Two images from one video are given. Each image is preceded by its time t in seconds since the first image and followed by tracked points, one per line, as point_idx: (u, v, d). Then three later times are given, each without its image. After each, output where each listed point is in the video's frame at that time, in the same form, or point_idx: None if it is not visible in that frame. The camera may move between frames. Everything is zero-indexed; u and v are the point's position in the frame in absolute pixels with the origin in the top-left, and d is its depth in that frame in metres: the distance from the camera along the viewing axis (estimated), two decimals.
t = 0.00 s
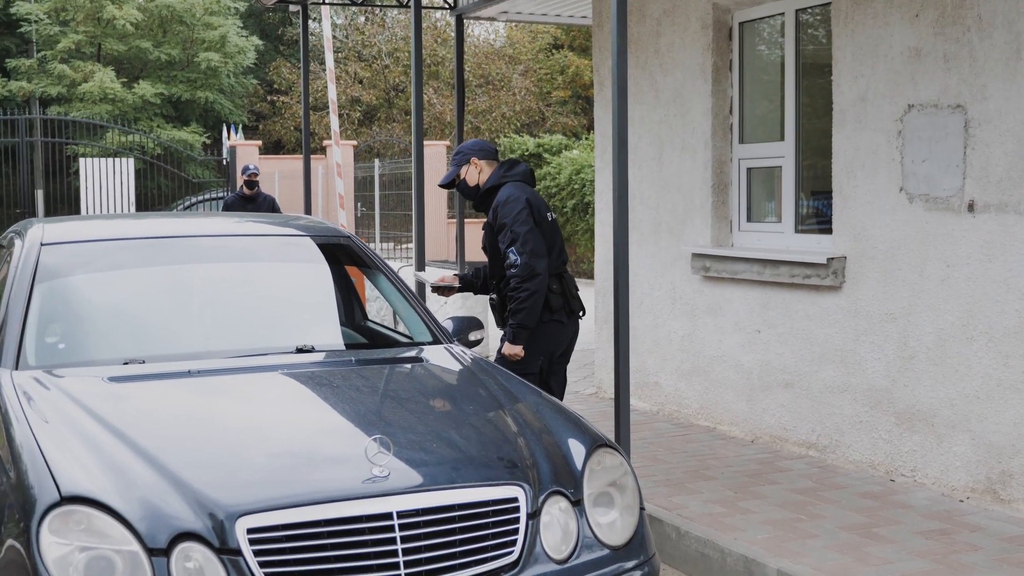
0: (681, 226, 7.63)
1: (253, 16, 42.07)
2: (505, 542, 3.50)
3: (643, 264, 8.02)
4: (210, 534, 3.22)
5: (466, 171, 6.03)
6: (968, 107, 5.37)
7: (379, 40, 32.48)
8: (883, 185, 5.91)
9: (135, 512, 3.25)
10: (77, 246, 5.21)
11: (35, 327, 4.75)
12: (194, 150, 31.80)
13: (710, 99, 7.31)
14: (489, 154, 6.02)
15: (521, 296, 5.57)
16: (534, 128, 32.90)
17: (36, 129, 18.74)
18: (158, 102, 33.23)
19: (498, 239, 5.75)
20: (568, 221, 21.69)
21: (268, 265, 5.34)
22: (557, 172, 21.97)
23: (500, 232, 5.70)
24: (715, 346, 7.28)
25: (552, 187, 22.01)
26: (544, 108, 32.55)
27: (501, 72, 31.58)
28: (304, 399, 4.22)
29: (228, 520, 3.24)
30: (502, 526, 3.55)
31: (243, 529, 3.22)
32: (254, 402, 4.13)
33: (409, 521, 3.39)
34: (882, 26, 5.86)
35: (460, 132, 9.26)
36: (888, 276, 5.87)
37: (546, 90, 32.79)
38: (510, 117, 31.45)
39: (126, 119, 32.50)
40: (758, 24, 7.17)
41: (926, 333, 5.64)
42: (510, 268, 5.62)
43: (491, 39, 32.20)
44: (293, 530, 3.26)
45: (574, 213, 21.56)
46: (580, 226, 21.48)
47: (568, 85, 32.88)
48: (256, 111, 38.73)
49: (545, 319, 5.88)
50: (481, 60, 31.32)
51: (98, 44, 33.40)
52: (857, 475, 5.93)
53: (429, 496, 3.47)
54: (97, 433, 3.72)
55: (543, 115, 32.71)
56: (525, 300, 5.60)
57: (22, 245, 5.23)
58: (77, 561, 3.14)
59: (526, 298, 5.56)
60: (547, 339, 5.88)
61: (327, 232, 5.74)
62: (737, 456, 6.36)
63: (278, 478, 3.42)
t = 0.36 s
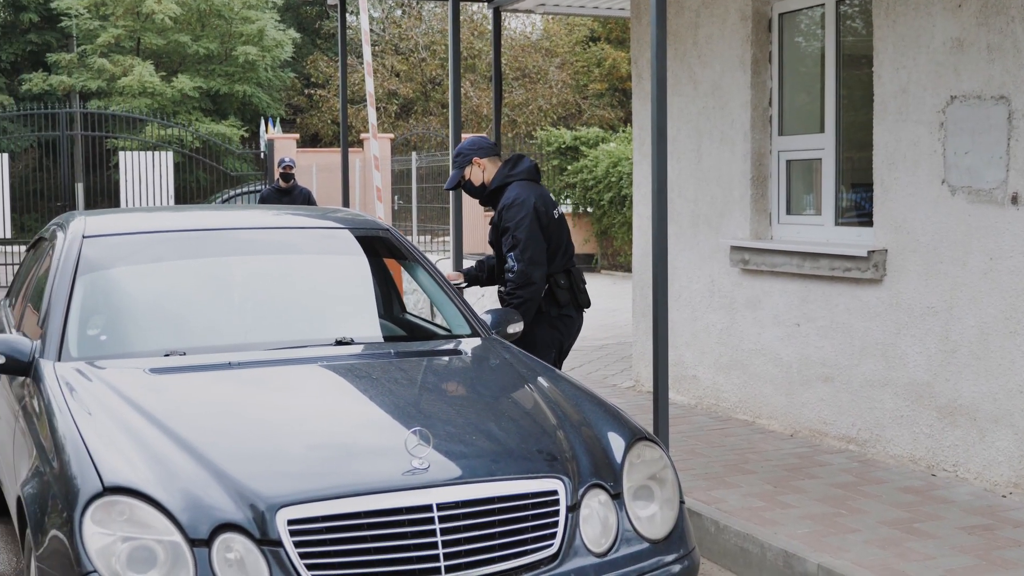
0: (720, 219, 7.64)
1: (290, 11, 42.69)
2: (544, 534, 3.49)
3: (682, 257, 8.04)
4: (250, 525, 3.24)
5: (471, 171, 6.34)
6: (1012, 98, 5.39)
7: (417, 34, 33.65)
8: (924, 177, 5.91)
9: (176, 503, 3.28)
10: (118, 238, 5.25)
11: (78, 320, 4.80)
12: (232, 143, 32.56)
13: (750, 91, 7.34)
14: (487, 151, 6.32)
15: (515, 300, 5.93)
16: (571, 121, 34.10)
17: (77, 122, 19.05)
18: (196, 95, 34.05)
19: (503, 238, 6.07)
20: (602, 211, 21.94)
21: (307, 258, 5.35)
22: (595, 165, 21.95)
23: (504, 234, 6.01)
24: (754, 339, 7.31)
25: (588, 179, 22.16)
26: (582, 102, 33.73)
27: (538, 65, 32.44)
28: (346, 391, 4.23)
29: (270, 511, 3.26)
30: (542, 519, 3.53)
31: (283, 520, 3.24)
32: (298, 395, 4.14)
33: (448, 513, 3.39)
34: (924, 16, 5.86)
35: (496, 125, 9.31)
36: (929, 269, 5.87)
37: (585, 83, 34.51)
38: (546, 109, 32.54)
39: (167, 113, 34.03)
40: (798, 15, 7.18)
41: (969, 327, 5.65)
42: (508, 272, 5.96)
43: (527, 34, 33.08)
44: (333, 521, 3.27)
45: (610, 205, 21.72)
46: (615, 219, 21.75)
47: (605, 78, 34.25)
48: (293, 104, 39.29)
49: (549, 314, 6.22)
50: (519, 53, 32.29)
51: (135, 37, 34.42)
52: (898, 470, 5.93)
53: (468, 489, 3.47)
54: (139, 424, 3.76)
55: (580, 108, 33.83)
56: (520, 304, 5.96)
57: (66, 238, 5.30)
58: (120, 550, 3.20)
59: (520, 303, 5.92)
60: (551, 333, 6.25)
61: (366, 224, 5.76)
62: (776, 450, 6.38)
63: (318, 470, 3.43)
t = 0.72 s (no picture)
0: (758, 216, 7.67)
1: (326, 7, 42.88)
2: (582, 531, 3.48)
3: (719, 255, 8.08)
4: (289, 519, 3.25)
5: (484, 173, 6.37)
6: None
7: (453, 30, 33.64)
8: (966, 174, 5.93)
9: (215, 497, 3.30)
10: (156, 234, 5.28)
11: (118, 314, 4.83)
12: (268, 139, 32.85)
13: (789, 88, 7.34)
14: (498, 152, 6.36)
15: (550, 283, 5.98)
16: (606, 117, 34.41)
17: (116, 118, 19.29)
18: (233, 92, 34.39)
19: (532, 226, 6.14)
20: (639, 208, 21.91)
21: (344, 254, 5.36)
22: (631, 162, 21.91)
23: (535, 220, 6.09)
24: (792, 337, 7.33)
25: (625, 175, 21.96)
26: (617, 98, 34.10)
27: (574, 62, 32.69)
28: (386, 386, 4.23)
29: (308, 506, 3.27)
30: (580, 515, 3.52)
31: (322, 515, 3.25)
32: (337, 389, 4.15)
33: (487, 509, 3.38)
34: (967, 12, 5.88)
35: (533, 121, 9.35)
36: (970, 267, 5.89)
37: (620, 80, 34.69)
38: (581, 106, 32.76)
39: (205, 109, 34.34)
40: (839, 11, 7.16)
41: (1011, 325, 5.67)
42: (541, 255, 6.02)
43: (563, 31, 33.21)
44: (371, 517, 3.27)
45: (646, 202, 21.66)
46: (651, 215, 21.63)
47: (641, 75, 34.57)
48: (328, 101, 39.57)
49: (576, 304, 6.28)
50: (555, 51, 32.51)
51: (172, 33, 34.77)
52: (938, 469, 5.95)
53: (506, 486, 3.46)
54: (177, 418, 3.78)
55: (615, 104, 34.21)
56: (553, 287, 6.01)
57: (106, 234, 5.35)
58: (159, 544, 3.23)
59: (554, 286, 5.97)
60: (584, 323, 6.32)
61: (404, 220, 5.78)
62: (815, 447, 6.40)
63: (356, 465, 3.44)
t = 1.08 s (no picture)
0: (788, 214, 7.67)
1: (355, 4, 43.01)
2: (611, 529, 3.46)
3: (748, 253, 8.09)
4: (319, 515, 3.25)
5: (491, 180, 6.32)
6: None
7: (481, 27, 33.89)
8: (999, 172, 5.91)
9: (246, 492, 3.31)
10: (186, 230, 5.31)
11: (149, 309, 4.86)
12: (298, 136, 33.08)
13: (819, 85, 7.32)
14: (504, 157, 6.31)
15: (584, 267, 6.04)
16: (635, 115, 34.49)
17: (147, 115, 19.44)
18: (262, 89, 34.62)
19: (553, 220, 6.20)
20: (668, 206, 21.87)
21: (373, 251, 5.37)
22: (659, 159, 21.85)
23: (556, 211, 6.16)
24: (821, 336, 7.32)
25: (653, 173, 21.96)
26: (646, 96, 34.13)
27: (602, 59, 32.87)
28: (417, 382, 4.24)
29: (338, 502, 3.27)
30: (609, 513, 3.50)
31: (352, 511, 3.25)
32: (369, 385, 4.17)
33: (516, 506, 3.37)
34: (1000, 10, 5.85)
35: (564, 118, 9.37)
36: (1002, 266, 5.88)
37: (648, 77, 34.68)
38: (610, 103, 32.84)
39: (234, 106, 34.57)
40: (870, 8, 7.13)
41: None
42: (570, 243, 6.07)
43: (591, 28, 33.49)
44: (400, 513, 3.27)
45: (674, 200, 21.63)
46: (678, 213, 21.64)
47: (670, 72, 34.61)
48: (358, 98, 39.76)
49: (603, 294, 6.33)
50: (584, 48, 32.85)
51: (202, 31, 35.02)
52: (968, 469, 5.94)
53: (535, 482, 3.45)
54: (208, 413, 3.79)
55: (643, 102, 34.24)
56: (587, 272, 6.06)
57: (138, 229, 5.38)
58: (190, 539, 3.24)
59: (589, 268, 6.03)
60: (609, 312, 6.37)
61: (433, 218, 5.78)
62: (845, 447, 6.40)
63: (386, 461, 3.44)
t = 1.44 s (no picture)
0: (807, 213, 7.67)
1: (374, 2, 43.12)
2: (630, 528, 3.45)
3: (768, 253, 8.09)
4: (339, 512, 3.26)
5: (505, 177, 6.33)
6: None
7: (500, 25, 33.66)
8: (1020, 172, 5.89)
9: (265, 489, 3.32)
10: (206, 227, 5.32)
11: (170, 305, 4.88)
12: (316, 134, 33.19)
13: (840, 84, 7.31)
14: (517, 155, 6.32)
15: (598, 263, 6.03)
16: (654, 114, 34.45)
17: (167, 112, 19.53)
18: (281, 87, 34.74)
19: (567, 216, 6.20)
20: (687, 205, 21.84)
21: (392, 249, 5.38)
22: (677, 159, 21.80)
23: (571, 207, 6.16)
24: (840, 335, 7.32)
25: (672, 172, 21.92)
26: (664, 95, 34.07)
27: (621, 58, 32.67)
28: (438, 380, 4.25)
29: (357, 499, 3.28)
30: (628, 511, 3.50)
31: (371, 508, 3.25)
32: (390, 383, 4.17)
33: (535, 505, 3.37)
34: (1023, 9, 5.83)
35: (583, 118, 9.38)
36: None
37: (667, 76, 34.63)
38: (629, 102, 32.81)
39: (253, 104, 34.71)
40: (892, 7, 7.12)
41: None
42: (585, 238, 6.07)
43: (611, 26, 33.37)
44: (419, 510, 3.27)
45: (693, 198, 21.60)
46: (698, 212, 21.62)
47: (688, 70, 34.55)
48: (377, 96, 39.84)
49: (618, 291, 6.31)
50: (603, 46, 32.70)
51: (222, 29, 35.17)
52: (988, 470, 5.92)
53: (555, 481, 3.45)
54: (229, 410, 3.80)
55: (662, 100, 34.20)
56: (601, 267, 6.05)
57: (159, 227, 5.39)
58: (210, 535, 3.25)
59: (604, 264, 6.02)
60: (624, 310, 6.35)
61: (452, 216, 5.79)
62: (864, 446, 6.39)
63: (405, 459, 3.45)
